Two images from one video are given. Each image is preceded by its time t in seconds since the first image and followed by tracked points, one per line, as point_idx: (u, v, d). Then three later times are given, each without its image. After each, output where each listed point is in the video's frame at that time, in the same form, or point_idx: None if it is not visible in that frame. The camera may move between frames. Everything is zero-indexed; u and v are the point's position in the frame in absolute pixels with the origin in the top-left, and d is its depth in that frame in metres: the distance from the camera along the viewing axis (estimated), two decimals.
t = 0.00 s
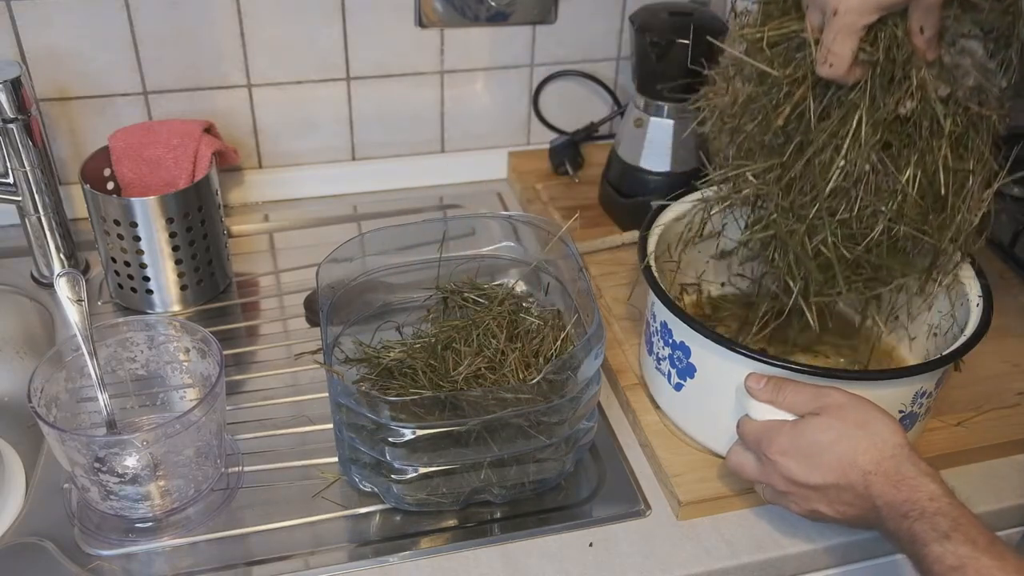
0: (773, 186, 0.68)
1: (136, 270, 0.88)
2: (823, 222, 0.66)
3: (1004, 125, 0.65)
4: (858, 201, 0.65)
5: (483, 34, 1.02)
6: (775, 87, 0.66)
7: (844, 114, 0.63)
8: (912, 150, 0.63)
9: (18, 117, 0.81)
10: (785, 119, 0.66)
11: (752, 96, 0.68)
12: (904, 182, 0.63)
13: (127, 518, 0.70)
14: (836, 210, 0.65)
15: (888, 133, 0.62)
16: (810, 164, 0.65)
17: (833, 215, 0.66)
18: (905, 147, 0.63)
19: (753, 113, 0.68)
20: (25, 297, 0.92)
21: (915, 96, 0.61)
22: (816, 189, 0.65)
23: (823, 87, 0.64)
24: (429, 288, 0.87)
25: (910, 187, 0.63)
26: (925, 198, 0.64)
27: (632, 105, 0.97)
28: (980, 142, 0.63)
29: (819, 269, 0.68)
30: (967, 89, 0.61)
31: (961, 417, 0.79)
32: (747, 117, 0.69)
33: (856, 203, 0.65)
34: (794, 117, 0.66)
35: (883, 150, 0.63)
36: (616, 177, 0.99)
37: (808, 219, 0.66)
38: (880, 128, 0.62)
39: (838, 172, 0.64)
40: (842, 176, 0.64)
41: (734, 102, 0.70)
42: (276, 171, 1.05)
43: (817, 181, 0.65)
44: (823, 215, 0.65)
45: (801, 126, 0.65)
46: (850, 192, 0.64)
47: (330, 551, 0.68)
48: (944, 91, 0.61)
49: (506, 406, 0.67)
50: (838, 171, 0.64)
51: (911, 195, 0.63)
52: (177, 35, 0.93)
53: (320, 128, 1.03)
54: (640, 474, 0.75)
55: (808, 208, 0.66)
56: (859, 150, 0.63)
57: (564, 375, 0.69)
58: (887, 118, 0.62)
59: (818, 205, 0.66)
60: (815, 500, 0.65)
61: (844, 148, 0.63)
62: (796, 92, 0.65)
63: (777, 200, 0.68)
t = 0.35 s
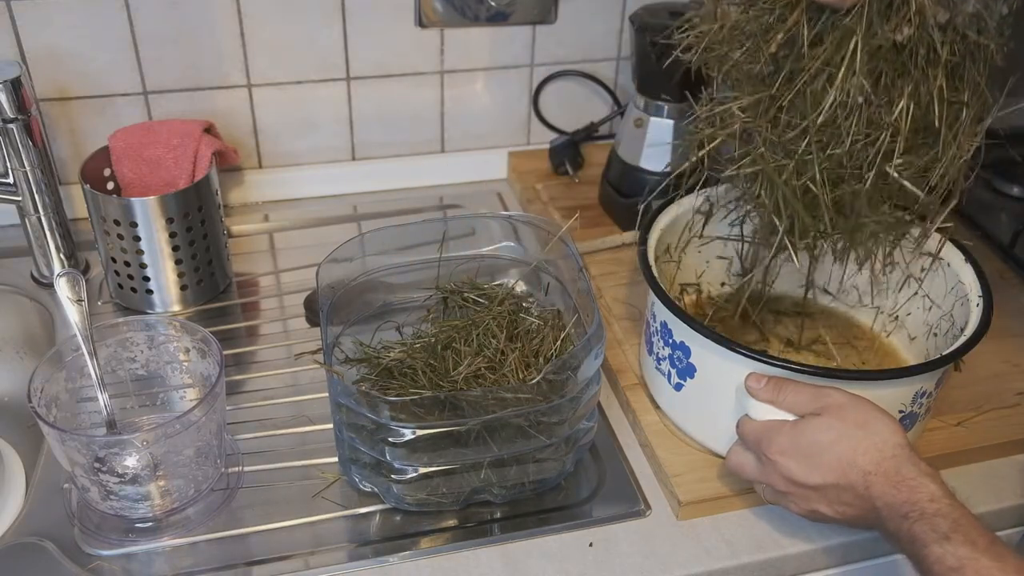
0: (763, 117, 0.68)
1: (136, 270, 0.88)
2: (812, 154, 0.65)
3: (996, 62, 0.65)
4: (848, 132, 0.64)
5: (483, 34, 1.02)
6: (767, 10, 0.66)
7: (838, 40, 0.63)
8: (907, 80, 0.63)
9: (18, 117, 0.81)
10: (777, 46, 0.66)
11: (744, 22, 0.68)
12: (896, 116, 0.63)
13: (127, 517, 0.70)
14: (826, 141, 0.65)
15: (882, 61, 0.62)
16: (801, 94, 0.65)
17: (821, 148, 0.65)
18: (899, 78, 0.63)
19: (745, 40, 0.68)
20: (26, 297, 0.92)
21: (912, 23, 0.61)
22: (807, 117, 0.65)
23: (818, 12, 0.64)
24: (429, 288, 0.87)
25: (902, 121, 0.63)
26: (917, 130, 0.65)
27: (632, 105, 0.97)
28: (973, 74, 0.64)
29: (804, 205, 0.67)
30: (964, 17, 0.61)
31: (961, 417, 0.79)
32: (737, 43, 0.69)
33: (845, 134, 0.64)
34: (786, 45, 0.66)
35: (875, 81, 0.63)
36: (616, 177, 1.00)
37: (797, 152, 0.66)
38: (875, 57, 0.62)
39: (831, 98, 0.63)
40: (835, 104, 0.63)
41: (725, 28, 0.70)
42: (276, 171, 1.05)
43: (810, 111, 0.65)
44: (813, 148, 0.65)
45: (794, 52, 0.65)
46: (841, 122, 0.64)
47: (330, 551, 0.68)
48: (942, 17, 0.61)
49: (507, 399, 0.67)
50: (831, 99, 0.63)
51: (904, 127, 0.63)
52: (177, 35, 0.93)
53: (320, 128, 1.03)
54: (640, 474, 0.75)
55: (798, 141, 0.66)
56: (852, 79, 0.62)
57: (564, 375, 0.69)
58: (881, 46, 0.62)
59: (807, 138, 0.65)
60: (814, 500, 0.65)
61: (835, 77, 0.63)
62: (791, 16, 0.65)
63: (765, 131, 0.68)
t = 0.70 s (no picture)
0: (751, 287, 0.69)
1: (136, 269, 0.88)
2: (803, 317, 0.67)
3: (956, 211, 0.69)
4: (833, 293, 0.66)
5: (483, 34, 1.02)
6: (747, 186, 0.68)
7: (816, 213, 0.65)
8: (880, 240, 0.66)
9: (18, 117, 0.81)
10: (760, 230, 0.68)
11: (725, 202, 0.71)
12: (876, 273, 0.66)
13: (127, 518, 0.70)
14: (815, 311, 0.67)
15: (859, 227, 0.65)
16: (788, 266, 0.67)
17: (811, 312, 0.67)
18: (874, 238, 0.66)
19: (725, 217, 0.71)
20: (26, 297, 0.92)
21: (880, 191, 0.64)
22: (795, 281, 0.67)
23: (794, 191, 0.67)
24: (429, 288, 0.87)
25: (881, 276, 0.66)
26: (895, 283, 0.67)
27: (632, 105, 0.97)
28: (941, 229, 0.67)
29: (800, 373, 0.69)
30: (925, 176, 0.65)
31: (961, 417, 0.79)
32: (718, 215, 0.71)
33: (832, 296, 0.66)
34: (768, 218, 0.68)
35: (854, 244, 0.66)
36: (616, 178, 1.00)
37: (787, 312, 0.67)
38: (851, 223, 0.65)
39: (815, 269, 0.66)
40: (820, 270, 0.66)
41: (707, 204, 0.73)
42: (276, 171, 1.05)
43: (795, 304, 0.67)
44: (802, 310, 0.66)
45: (777, 228, 0.68)
46: (825, 284, 0.66)
47: (330, 551, 0.68)
48: (905, 180, 0.65)
49: (507, 413, 0.67)
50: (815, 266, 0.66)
51: (884, 282, 0.66)
52: (177, 35, 0.93)
53: (320, 128, 1.03)
54: (640, 474, 0.75)
55: (787, 303, 0.67)
56: (832, 243, 0.65)
57: (564, 375, 0.69)
58: (856, 211, 0.65)
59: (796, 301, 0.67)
60: (821, 498, 0.65)
61: (818, 244, 0.66)
62: (770, 196, 0.67)
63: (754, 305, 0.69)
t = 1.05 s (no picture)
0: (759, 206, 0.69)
1: (136, 270, 0.88)
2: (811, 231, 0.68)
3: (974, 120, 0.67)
4: (843, 207, 0.66)
5: (484, 34, 1.02)
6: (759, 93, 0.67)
7: (832, 122, 0.64)
8: (894, 152, 0.65)
9: (18, 117, 0.81)
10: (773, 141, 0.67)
11: (736, 111, 0.69)
12: (888, 186, 0.65)
13: (126, 518, 0.70)
14: (824, 226, 0.67)
15: (874, 138, 0.64)
16: (799, 179, 0.67)
17: (821, 225, 0.67)
18: (888, 149, 0.65)
19: (734, 125, 0.70)
20: (26, 297, 0.92)
21: (898, 101, 0.63)
22: (805, 195, 0.67)
23: (810, 98, 0.66)
24: (429, 288, 0.87)
25: (893, 189, 0.65)
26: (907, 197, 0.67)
27: (632, 105, 0.97)
28: (956, 140, 0.65)
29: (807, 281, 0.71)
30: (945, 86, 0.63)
31: (961, 417, 0.79)
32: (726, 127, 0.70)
33: (843, 211, 0.66)
34: (782, 127, 0.67)
35: (867, 155, 0.65)
36: (616, 178, 1.00)
37: (797, 225, 0.68)
38: (869, 132, 0.64)
39: (826, 183, 0.66)
40: (832, 180, 0.66)
41: (717, 114, 0.71)
42: (276, 171, 1.05)
43: (804, 217, 0.67)
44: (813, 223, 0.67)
45: (789, 140, 0.67)
46: (834, 198, 0.66)
47: (330, 551, 0.68)
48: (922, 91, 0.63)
49: (506, 409, 0.67)
50: (827, 176, 0.65)
51: (896, 197, 0.65)
52: (178, 35, 0.93)
53: (319, 128, 1.03)
54: (640, 474, 0.75)
55: (796, 218, 0.68)
56: (846, 155, 0.64)
57: (565, 375, 0.69)
58: (871, 122, 0.63)
59: (805, 215, 0.67)
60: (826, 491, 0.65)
61: (832, 155, 0.65)
62: (787, 102, 0.66)
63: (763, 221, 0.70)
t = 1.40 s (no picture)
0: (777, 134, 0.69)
1: (136, 270, 0.88)
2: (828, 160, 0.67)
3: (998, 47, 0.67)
4: (863, 135, 0.66)
5: (484, 34, 1.02)
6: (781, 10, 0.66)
7: (853, 42, 0.64)
8: (916, 78, 0.64)
9: (18, 117, 0.81)
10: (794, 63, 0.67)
11: (757, 35, 0.70)
12: (909, 113, 0.65)
13: (127, 517, 0.70)
14: (841, 154, 0.67)
15: (896, 60, 0.64)
16: (818, 103, 0.67)
17: (838, 153, 0.67)
18: (909, 75, 0.64)
19: (756, 49, 0.70)
20: (26, 297, 0.92)
21: (922, 23, 0.62)
22: (824, 121, 0.67)
23: (832, 18, 0.65)
24: (429, 288, 0.87)
25: (914, 116, 0.65)
26: (926, 127, 0.67)
27: (632, 105, 0.97)
28: (978, 68, 0.65)
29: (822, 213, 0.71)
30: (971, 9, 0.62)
31: (960, 417, 0.79)
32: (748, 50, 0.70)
33: (864, 140, 0.66)
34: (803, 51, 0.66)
35: (888, 79, 0.65)
36: (616, 178, 1.00)
37: (814, 154, 0.68)
38: (892, 54, 0.63)
39: (846, 109, 0.65)
40: (852, 106, 0.65)
41: (736, 39, 0.72)
42: (276, 171, 1.05)
43: (822, 145, 0.67)
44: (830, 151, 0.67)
45: (809, 63, 0.67)
46: (853, 126, 0.66)
47: (330, 551, 0.68)
48: (949, 13, 0.61)
49: (501, 412, 0.67)
50: (846, 101, 0.65)
51: (917, 124, 0.65)
52: (178, 35, 0.93)
53: (319, 128, 1.03)
54: (640, 473, 0.75)
55: (815, 146, 0.68)
56: (866, 79, 0.64)
57: (565, 375, 0.69)
58: (894, 43, 0.63)
59: (823, 142, 0.67)
60: (819, 482, 0.66)
61: (851, 79, 0.64)
62: (808, 22, 0.66)
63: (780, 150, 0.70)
